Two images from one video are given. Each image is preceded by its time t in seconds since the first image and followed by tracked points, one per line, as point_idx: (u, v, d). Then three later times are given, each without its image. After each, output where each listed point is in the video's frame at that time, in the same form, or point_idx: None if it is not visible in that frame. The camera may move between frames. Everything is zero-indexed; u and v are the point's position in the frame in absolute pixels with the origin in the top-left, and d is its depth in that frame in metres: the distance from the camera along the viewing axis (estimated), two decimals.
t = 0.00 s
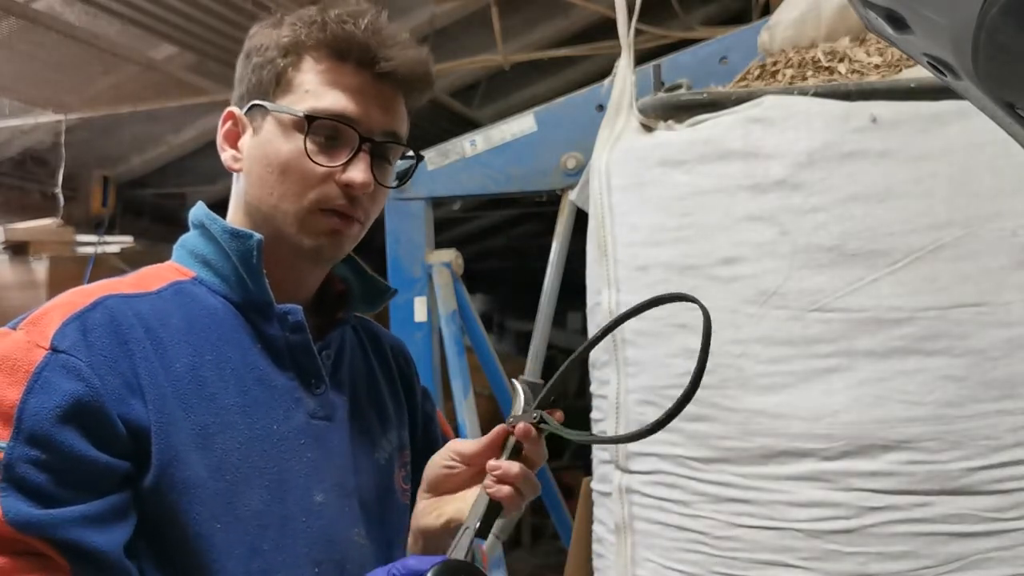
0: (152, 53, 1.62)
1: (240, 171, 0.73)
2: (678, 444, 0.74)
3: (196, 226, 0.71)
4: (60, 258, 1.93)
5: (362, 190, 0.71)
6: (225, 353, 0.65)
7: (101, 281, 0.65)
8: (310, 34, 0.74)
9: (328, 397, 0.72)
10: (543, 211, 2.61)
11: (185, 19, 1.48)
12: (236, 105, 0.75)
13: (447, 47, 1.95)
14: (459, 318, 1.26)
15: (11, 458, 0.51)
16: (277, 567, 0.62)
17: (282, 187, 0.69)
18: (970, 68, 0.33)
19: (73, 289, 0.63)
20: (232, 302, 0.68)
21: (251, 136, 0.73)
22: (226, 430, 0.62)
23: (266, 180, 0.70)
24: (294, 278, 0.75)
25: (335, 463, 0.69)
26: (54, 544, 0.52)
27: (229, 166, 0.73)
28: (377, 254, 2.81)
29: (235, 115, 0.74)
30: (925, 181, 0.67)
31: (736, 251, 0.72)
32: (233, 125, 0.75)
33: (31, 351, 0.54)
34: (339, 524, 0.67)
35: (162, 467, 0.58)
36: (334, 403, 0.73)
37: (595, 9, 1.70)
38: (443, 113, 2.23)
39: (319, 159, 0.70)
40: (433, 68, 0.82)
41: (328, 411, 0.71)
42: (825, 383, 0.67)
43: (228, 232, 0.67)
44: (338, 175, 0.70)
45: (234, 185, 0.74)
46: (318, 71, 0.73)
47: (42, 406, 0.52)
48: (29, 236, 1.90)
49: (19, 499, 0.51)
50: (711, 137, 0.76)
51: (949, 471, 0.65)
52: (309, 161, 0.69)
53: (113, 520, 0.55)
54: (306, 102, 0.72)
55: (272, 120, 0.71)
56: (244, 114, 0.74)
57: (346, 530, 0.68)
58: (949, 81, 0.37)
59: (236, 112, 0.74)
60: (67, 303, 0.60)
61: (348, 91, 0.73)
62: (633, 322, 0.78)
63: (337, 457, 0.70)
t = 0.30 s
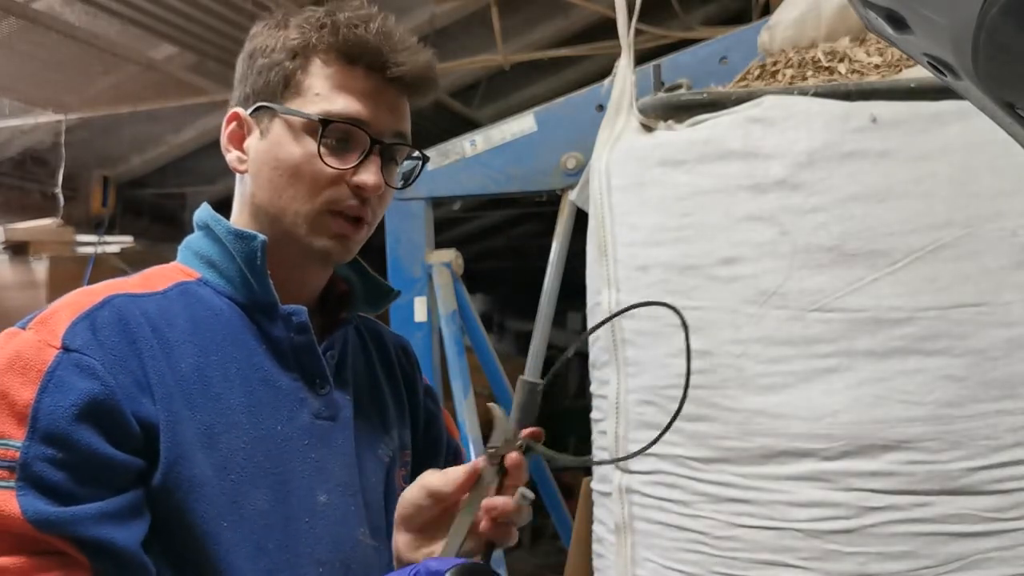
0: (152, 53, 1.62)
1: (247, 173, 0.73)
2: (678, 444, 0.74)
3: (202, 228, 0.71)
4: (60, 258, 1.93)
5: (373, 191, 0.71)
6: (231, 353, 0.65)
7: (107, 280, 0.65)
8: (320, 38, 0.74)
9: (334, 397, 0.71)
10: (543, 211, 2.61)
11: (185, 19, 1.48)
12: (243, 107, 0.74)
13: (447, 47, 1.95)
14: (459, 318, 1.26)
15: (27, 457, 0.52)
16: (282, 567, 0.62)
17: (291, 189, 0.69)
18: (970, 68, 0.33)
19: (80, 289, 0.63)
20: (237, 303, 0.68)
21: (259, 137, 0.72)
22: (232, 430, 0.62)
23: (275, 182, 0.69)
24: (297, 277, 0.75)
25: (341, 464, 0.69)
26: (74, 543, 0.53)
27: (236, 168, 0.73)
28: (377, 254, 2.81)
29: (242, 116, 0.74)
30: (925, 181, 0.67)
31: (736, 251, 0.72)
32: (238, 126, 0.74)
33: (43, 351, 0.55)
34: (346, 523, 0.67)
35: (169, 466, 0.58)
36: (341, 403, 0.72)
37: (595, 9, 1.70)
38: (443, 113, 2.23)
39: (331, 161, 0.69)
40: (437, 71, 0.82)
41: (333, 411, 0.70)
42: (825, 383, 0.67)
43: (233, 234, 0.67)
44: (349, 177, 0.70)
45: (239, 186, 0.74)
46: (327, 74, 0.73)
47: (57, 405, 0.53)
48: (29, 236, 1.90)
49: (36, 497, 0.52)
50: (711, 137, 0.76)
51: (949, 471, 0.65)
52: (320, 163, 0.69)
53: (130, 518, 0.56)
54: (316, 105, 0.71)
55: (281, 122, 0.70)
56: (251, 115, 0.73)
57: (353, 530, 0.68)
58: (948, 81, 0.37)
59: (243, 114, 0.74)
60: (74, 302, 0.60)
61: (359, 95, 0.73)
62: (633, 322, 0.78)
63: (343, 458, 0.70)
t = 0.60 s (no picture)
0: (152, 53, 1.62)
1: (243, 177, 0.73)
2: (678, 444, 0.74)
3: (208, 228, 0.71)
4: (60, 258, 1.93)
5: (365, 190, 0.70)
6: (236, 353, 0.65)
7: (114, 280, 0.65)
8: (304, 38, 0.73)
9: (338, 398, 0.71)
10: (543, 211, 2.61)
11: (185, 19, 1.48)
12: (234, 112, 0.74)
13: (447, 47, 1.95)
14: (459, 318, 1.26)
15: (31, 455, 0.52)
16: (284, 567, 0.62)
17: (285, 191, 0.69)
18: (970, 68, 0.33)
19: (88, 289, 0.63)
20: (242, 303, 0.68)
21: (251, 141, 0.72)
22: (236, 430, 0.62)
23: (270, 185, 0.69)
24: (298, 277, 0.75)
25: (345, 464, 0.69)
26: (79, 540, 0.53)
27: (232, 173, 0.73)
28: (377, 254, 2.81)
29: (235, 121, 0.74)
30: (925, 181, 0.67)
31: (736, 251, 0.72)
32: (233, 131, 0.74)
33: (48, 350, 0.55)
34: (349, 524, 0.67)
35: (173, 465, 0.58)
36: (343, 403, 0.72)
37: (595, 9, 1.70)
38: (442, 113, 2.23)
39: (321, 161, 0.69)
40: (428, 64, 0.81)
41: (337, 411, 0.70)
42: (825, 383, 0.67)
43: (238, 235, 0.67)
44: (341, 177, 0.69)
45: (237, 191, 0.74)
46: (313, 74, 0.72)
47: (61, 404, 0.53)
48: (29, 236, 1.90)
49: (39, 496, 0.52)
50: (711, 137, 0.76)
51: (949, 471, 0.65)
52: (311, 164, 0.68)
53: (133, 515, 0.56)
54: (303, 106, 0.71)
55: (271, 125, 0.70)
56: (243, 120, 0.73)
57: (356, 530, 0.68)
58: (948, 81, 0.37)
59: (236, 120, 0.74)
60: (80, 302, 0.60)
61: (345, 92, 0.72)
62: (633, 322, 0.78)
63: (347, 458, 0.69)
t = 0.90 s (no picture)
0: (152, 53, 1.62)
1: (239, 178, 0.73)
2: (678, 444, 0.74)
3: (206, 229, 0.71)
4: (60, 258, 1.93)
5: (360, 192, 0.70)
6: (235, 355, 0.65)
7: (113, 282, 0.65)
8: (297, 38, 0.73)
9: (337, 399, 0.71)
10: (543, 211, 2.61)
11: (185, 19, 1.48)
12: (229, 113, 0.74)
13: (447, 47, 1.95)
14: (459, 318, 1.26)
15: (26, 459, 0.52)
16: (284, 568, 0.62)
17: (280, 194, 0.69)
18: (970, 68, 0.33)
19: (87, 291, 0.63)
20: (241, 304, 0.68)
21: (247, 143, 0.72)
22: (235, 432, 0.62)
23: (265, 187, 0.69)
24: (295, 279, 0.75)
25: (345, 465, 0.69)
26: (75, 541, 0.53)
27: (229, 175, 0.73)
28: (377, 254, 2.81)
29: (230, 123, 0.74)
30: (925, 181, 0.67)
31: (736, 251, 0.72)
32: (228, 132, 0.74)
33: (44, 354, 0.55)
34: (347, 525, 0.67)
35: (171, 467, 0.58)
36: (342, 405, 0.72)
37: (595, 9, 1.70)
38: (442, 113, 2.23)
39: (316, 164, 0.69)
40: (424, 62, 0.81)
41: (336, 412, 0.70)
42: (825, 383, 0.67)
43: (237, 235, 0.67)
44: (336, 179, 0.69)
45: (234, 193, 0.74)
46: (307, 76, 0.72)
47: (57, 408, 0.53)
48: (29, 236, 1.90)
49: (35, 499, 0.52)
50: (711, 137, 0.76)
51: (949, 471, 0.65)
52: (306, 167, 0.68)
53: (130, 518, 0.56)
54: (297, 108, 0.71)
55: (265, 127, 0.70)
56: (238, 122, 0.73)
57: (355, 531, 0.68)
58: (948, 81, 0.37)
59: (231, 121, 0.74)
60: (78, 304, 0.60)
61: (339, 94, 0.71)
62: (633, 322, 0.78)
63: (347, 459, 0.69)
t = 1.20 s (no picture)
0: (152, 53, 1.62)
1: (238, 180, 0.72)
2: (678, 444, 0.74)
3: (203, 229, 0.71)
4: (60, 258, 1.93)
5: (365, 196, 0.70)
6: (233, 355, 0.65)
7: (111, 282, 0.65)
8: (302, 41, 0.72)
9: (334, 400, 0.71)
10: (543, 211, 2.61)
11: (185, 18, 1.48)
12: (228, 114, 0.74)
13: (447, 47, 1.95)
14: (459, 318, 1.26)
15: (33, 460, 0.52)
16: (283, 568, 0.62)
17: (284, 197, 0.69)
18: (970, 68, 0.33)
19: (85, 292, 0.63)
20: (239, 304, 0.68)
21: (247, 143, 0.72)
22: (235, 432, 0.62)
23: (267, 190, 0.69)
24: (292, 280, 0.75)
25: (343, 465, 0.69)
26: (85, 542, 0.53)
27: (228, 175, 0.73)
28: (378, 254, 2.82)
29: (229, 122, 0.73)
30: (925, 181, 0.67)
31: (736, 251, 0.72)
32: (226, 132, 0.74)
33: (47, 355, 0.55)
34: (346, 525, 0.67)
35: (173, 467, 0.58)
36: (339, 405, 0.72)
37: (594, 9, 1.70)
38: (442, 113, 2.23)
39: (321, 168, 0.69)
40: (424, 67, 0.81)
41: (334, 413, 0.70)
42: (825, 383, 0.67)
43: (236, 235, 0.67)
44: (341, 182, 0.69)
45: (233, 193, 0.74)
46: (312, 79, 0.71)
47: (62, 409, 0.53)
48: (29, 236, 1.90)
49: (42, 500, 0.52)
50: (711, 137, 0.76)
51: (949, 471, 0.65)
52: (312, 170, 0.68)
53: (136, 517, 0.56)
54: (302, 111, 0.70)
55: (269, 129, 0.70)
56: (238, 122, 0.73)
57: (355, 531, 0.68)
58: (948, 81, 0.37)
59: (230, 121, 0.73)
60: (78, 305, 0.60)
61: (344, 98, 0.71)
62: (633, 322, 0.78)
63: (345, 459, 0.69)
